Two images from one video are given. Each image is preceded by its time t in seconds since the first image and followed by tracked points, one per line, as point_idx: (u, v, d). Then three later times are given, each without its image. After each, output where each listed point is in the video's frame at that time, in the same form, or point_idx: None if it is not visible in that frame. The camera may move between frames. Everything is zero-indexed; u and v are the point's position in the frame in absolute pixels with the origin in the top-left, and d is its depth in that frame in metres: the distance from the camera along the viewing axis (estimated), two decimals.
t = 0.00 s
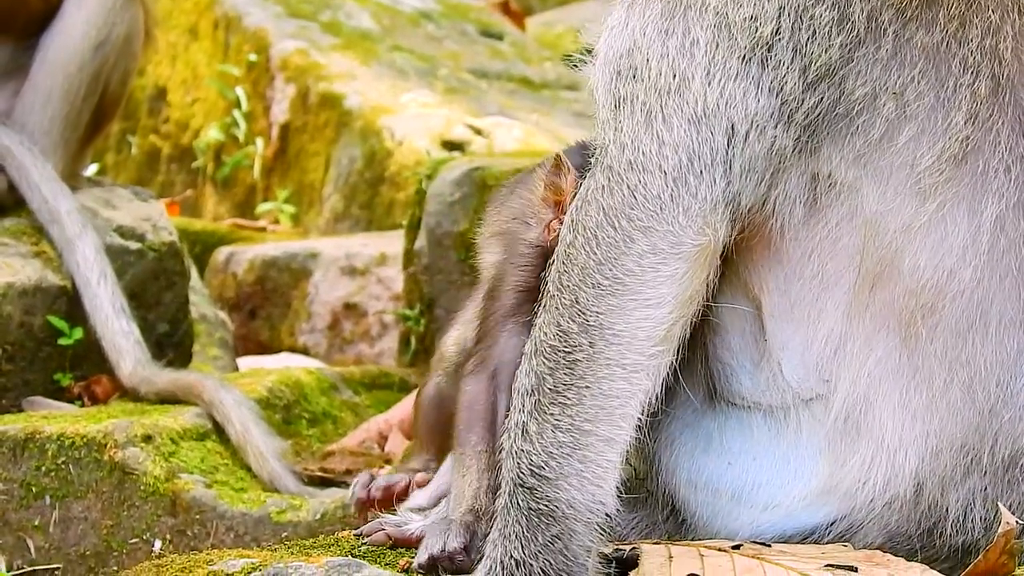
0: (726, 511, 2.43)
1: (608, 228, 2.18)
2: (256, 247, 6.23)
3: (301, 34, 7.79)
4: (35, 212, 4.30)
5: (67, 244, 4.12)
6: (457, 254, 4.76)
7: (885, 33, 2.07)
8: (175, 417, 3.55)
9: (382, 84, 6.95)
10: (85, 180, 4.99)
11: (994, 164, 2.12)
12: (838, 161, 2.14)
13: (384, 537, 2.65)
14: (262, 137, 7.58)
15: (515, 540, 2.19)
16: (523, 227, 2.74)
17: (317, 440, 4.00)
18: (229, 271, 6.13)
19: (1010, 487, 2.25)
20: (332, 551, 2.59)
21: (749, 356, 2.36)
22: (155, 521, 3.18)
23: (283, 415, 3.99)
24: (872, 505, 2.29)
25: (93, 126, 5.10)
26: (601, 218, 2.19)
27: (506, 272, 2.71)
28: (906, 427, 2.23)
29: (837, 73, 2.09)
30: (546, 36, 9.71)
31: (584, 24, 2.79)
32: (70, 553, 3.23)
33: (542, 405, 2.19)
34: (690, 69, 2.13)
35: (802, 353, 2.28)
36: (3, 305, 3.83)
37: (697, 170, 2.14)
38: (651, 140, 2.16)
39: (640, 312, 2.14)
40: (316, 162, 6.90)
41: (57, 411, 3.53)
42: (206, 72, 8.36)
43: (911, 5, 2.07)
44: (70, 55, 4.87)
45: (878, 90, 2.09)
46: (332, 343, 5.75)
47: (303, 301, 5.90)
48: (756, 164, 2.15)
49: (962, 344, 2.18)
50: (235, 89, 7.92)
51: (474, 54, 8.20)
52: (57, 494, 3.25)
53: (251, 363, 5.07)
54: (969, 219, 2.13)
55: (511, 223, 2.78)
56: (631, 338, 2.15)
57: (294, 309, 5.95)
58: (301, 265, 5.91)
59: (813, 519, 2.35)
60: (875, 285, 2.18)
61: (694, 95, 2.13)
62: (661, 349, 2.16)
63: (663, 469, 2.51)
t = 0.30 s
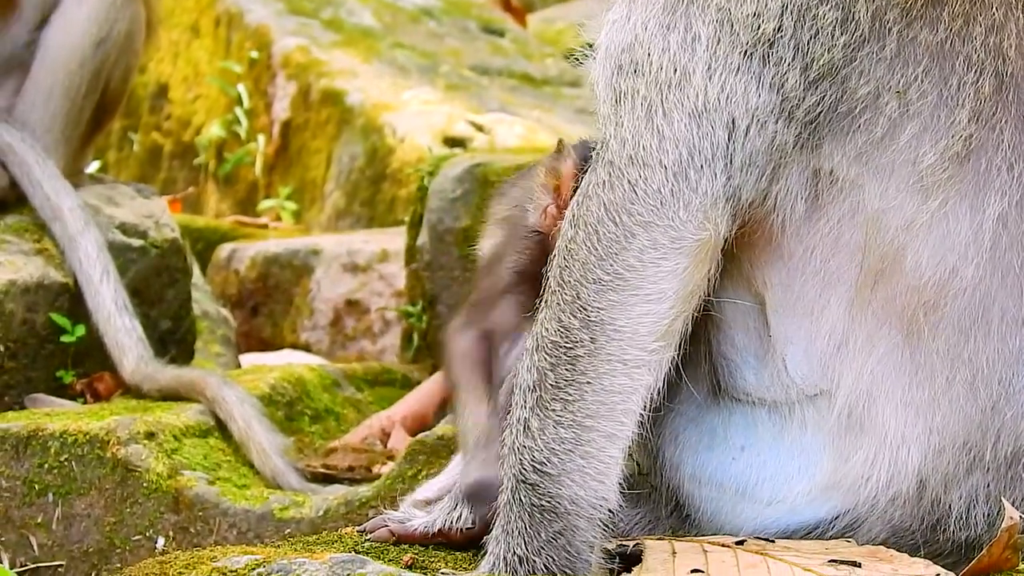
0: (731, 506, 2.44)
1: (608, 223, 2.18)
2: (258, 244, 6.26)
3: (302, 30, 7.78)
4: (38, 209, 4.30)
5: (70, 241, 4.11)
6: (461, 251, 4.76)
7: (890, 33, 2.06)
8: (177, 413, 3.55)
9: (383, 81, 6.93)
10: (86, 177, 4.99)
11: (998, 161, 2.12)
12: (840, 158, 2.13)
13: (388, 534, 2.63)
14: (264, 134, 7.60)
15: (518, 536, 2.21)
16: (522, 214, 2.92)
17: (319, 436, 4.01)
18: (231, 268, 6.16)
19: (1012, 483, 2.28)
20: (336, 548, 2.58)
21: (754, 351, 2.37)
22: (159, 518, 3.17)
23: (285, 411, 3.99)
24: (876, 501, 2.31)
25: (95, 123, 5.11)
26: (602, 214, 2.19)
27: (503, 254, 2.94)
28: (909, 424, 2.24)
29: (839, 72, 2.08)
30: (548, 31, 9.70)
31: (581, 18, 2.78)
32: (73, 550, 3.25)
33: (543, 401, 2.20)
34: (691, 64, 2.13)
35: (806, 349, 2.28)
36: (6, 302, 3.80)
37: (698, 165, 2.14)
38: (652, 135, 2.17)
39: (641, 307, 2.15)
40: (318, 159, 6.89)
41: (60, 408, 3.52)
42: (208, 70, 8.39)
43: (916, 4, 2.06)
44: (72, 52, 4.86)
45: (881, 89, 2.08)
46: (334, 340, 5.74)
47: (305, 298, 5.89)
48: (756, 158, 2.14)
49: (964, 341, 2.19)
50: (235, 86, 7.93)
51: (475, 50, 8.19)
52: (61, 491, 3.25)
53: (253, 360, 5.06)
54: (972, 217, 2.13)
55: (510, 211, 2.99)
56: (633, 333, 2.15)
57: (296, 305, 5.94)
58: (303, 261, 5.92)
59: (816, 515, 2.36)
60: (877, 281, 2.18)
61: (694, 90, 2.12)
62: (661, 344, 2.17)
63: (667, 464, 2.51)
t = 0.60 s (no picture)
0: (731, 502, 2.44)
1: (611, 220, 2.17)
2: (261, 240, 6.25)
3: (304, 28, 7.75)
4: (40, 205, 4.32)
5: (71, 237, 4.13)
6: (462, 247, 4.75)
7: (892, 30, 2.04)
8: (179, 410, 3.55)
9: (386, 79, 6.93)
10: (88, 172, 4.95)
11: (1000, 157, 2.12)
12: (841, 154, 2.12)
13: (388, 529, 2.62)
14: (267, 131, 7.48)
15: (518, 532, 2.19)
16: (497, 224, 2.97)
17: (321, 433, 4.01)
18: (234, 265, 6.15)
19: (1013, 479, 2.26)
20: (336, 543, 2.59)
21: (754, 347, 2.36)
22: (160, 514, 3.17)
23: (287, 408, 4.00)
24: (877, 497, 2.31)
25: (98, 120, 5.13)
26: (604, 210, 2.19)
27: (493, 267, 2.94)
28: (910, 420, 2.25)
29: (842, 69, 2.06)
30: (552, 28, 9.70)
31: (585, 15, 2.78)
32: (74, 546, 3.24)
33: (545, 397, 2.20)
34: (694, 61, 2.10)
35: (807, 345, 2.29)
36: (7, 298, 3.81)
37: (701, 162, 2.12)
38: (654, 131, 2.14)
39: (643, 304, 2.14)
40: (321, 156, 6.85)
41: (61, 404, 3.53)
42: (211, 68, 8.27)
43: (919, 2, 2.04)
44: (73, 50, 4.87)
45: (883, 86, 2.06)
46: (336, 337, 5.74)
47: (307, 295, 5.90)
48: (758, 156, 2.12)
49: (966, 338, 2.19)
50: (239, 84, 7.83)
51: (478, 48, 8.18)
52: (62, 487, 3.24)
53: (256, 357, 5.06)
54: (973, 213, 2.13)
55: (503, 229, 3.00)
56: (635, 330, 2.14)
57: (298, 302, 5.95)
58: (305, 259, 5.92)
59: (817, 510, 2.36)
60: (879, 277, 2.18)
61: (698, 87, 2.10)
62: (664, 341, 2.15)
63: (667, 459, 2.50)
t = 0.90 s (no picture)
0: (734, 495, 2.44)
1: (618, 216, 2.16)
2: (261, 235, 6.23)
3: (305, 23, 7.70)
4: (41, 200, 4.28)
5: (72, 232, 4.10)
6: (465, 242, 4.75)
7: (898, 25, 2.06)
8: (180, 405, 3.55)
9: (386, 74, 6.92)
10: (90, 167, 4.92)
11: (1004, 153, 2.12)
12: (845, 150, 2.14)
13: (390, 524, 2.60)
14: (267, 125, 7.43)
15: (522, 527, 2.21)
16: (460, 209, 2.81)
17: (322, 429, 4.02)
18: (235, 260, 6.14)
19: (1017, 474, 2.25)
20: (338, 537, 2.58)
21: (756, 340, 2.34)
22: (161, 509, 3.17)
23: (289, 403, 4.00)
24: (879, 491, 2.31)
25: (98, 115, 5.10)
26: (611, 206, 2.17)
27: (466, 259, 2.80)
28: (912, 414, 2.26)
29: (847, 66, 2.08)
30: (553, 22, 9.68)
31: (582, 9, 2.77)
32: (75, 542, 3.25)
33: (550, 392, 2.20)
34: (701, 57, 2.11)
35: (810, 340, 2.29)
36: (9, 293, 3.81)
37: (708, 159, 2.12)
38: (662, 127, 2.14)
39: (649, 300, 2.14)
40: (321, 151, 6.83)
41: (62, 399, 3.53)
42: (212, 61, 8.12)
43: None
44: (74, 44, 4.85)
45: (888, 82, 2.08)
46: (337, 332, 5.75)
47: (308, 290, 5.90)
48: (765, 153, 2.14)
49: (969, 333, 2.20)
50: (240, 78, 7.76)
51: (478, 43, 8.17)
52: (63, 482, 3.24)
53: (256, 351, 5.07)
54: (977, 209, 2.14)
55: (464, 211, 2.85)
56: (641, 327, 2.14)
57: (299, 297, 5.95)
58: (306, 254, 5.91)
59: (820, 504, 2.36)
60: (883, 272, 2.19)
61: (705, 83, 2.11)
62: (670, 337, 2.15)
63: (670, 452, 2.50)
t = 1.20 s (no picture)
0: (738, 491, 2.45)
1: (628, 216, 2.17)
2: (264, 233, 6.22)
3: (307, 20, 7.69)
4: (43, 199, 4.22)
5: (75, 231, 4.05)
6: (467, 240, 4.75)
7: (904, 23, 2.06)
8: (183, 403, 3.55)
9: (388, 71, 6.92)
10: (93, 166, 4.80)
11: (1009, 151, 2.10)
12: (851, 148, 2.14)
13: (394, 522, 2.62)
14: (269, 123, 7.41)
15: (528, 524, 2.22)
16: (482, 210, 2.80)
17: (325, 426, 4.02)
18: (237, 258, 6.12)
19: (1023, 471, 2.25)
20: (341, 535, 2.60)
21: (762, 338, 2.37)
22: (165, 507, 3.16)
23: (292, 401, 4.00)
24: (883, 488, 2.32)
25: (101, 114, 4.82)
26: (622, 207, 2.18)
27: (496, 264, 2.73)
28: (917, 412, 2.25)
29: (854, 64, 2.09)
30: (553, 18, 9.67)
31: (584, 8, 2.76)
32: (79, 540, 3.25)
33: (558, 392, 2.20)
34: (710, 58, 2.12)
35: (815, 337, 2.29)
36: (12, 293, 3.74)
37: (720, 160, 2.13)
38: (672, 127, 2.15)
39: (659, 302, 2.15)
40: (322, 149, 6.81)
41: (64, 398, 3.52)
42: (213, 59, 8.08)
43: None
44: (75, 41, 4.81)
45: (895, 79, 2.08)
46: (340, 329, 5.75)
47: (311, 287, 5.89)
48: (774, 153, 2.15)
49: (974, 331, 2.19)
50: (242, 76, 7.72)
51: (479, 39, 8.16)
52: (67, 481, 3.24)
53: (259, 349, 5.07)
54: (982, 207, 2.12)
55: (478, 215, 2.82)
56: (650, 328, 2.15)
57: (301, 295, 5.94)
58: (308, 251, 5.90)
59: (824, 500, 2.37)
60: (888, 269, 2.19)
61: (715, 84, 2.12)
62: (679, 339, 2.16)
63: (675, 448, 2.51)
